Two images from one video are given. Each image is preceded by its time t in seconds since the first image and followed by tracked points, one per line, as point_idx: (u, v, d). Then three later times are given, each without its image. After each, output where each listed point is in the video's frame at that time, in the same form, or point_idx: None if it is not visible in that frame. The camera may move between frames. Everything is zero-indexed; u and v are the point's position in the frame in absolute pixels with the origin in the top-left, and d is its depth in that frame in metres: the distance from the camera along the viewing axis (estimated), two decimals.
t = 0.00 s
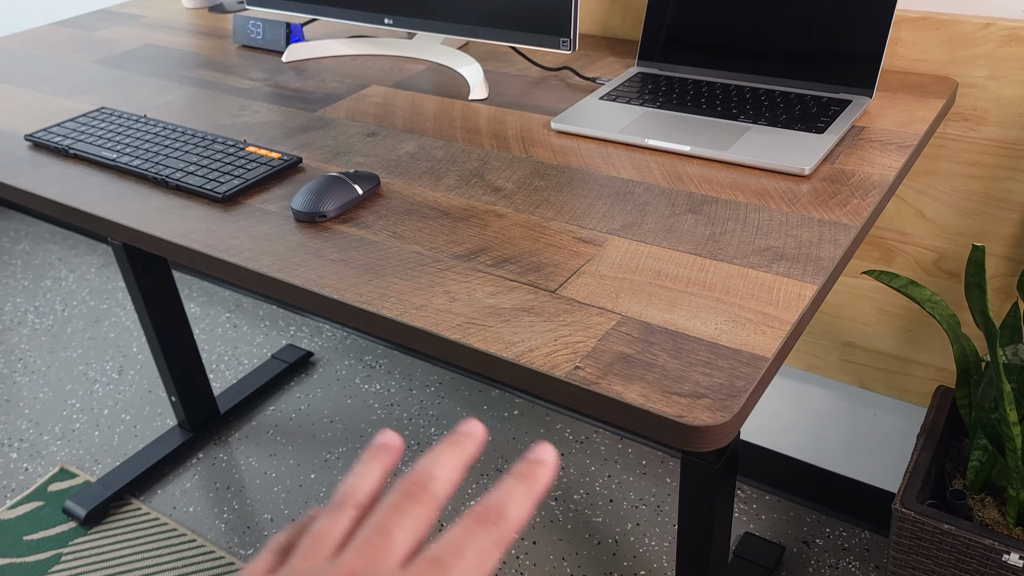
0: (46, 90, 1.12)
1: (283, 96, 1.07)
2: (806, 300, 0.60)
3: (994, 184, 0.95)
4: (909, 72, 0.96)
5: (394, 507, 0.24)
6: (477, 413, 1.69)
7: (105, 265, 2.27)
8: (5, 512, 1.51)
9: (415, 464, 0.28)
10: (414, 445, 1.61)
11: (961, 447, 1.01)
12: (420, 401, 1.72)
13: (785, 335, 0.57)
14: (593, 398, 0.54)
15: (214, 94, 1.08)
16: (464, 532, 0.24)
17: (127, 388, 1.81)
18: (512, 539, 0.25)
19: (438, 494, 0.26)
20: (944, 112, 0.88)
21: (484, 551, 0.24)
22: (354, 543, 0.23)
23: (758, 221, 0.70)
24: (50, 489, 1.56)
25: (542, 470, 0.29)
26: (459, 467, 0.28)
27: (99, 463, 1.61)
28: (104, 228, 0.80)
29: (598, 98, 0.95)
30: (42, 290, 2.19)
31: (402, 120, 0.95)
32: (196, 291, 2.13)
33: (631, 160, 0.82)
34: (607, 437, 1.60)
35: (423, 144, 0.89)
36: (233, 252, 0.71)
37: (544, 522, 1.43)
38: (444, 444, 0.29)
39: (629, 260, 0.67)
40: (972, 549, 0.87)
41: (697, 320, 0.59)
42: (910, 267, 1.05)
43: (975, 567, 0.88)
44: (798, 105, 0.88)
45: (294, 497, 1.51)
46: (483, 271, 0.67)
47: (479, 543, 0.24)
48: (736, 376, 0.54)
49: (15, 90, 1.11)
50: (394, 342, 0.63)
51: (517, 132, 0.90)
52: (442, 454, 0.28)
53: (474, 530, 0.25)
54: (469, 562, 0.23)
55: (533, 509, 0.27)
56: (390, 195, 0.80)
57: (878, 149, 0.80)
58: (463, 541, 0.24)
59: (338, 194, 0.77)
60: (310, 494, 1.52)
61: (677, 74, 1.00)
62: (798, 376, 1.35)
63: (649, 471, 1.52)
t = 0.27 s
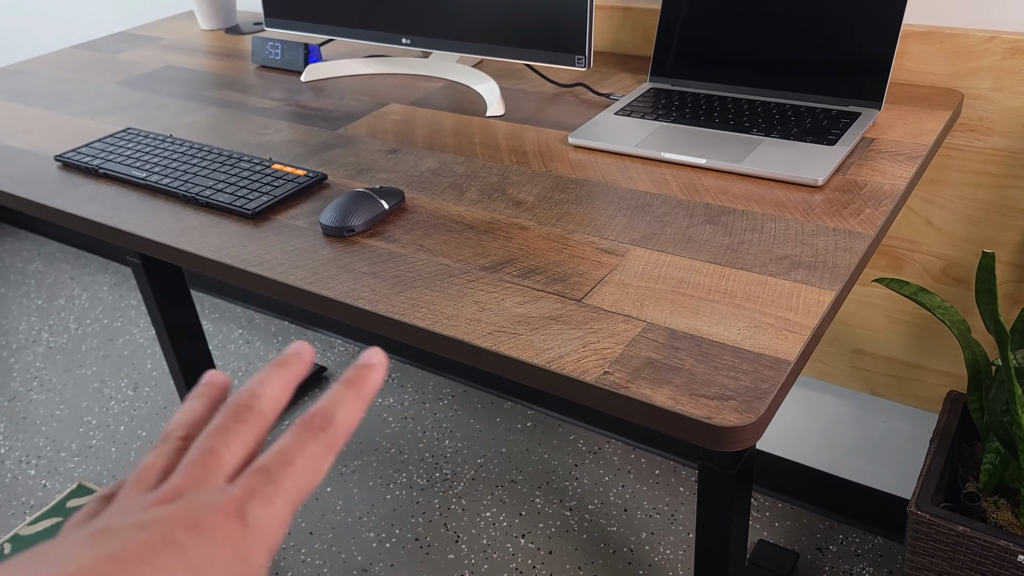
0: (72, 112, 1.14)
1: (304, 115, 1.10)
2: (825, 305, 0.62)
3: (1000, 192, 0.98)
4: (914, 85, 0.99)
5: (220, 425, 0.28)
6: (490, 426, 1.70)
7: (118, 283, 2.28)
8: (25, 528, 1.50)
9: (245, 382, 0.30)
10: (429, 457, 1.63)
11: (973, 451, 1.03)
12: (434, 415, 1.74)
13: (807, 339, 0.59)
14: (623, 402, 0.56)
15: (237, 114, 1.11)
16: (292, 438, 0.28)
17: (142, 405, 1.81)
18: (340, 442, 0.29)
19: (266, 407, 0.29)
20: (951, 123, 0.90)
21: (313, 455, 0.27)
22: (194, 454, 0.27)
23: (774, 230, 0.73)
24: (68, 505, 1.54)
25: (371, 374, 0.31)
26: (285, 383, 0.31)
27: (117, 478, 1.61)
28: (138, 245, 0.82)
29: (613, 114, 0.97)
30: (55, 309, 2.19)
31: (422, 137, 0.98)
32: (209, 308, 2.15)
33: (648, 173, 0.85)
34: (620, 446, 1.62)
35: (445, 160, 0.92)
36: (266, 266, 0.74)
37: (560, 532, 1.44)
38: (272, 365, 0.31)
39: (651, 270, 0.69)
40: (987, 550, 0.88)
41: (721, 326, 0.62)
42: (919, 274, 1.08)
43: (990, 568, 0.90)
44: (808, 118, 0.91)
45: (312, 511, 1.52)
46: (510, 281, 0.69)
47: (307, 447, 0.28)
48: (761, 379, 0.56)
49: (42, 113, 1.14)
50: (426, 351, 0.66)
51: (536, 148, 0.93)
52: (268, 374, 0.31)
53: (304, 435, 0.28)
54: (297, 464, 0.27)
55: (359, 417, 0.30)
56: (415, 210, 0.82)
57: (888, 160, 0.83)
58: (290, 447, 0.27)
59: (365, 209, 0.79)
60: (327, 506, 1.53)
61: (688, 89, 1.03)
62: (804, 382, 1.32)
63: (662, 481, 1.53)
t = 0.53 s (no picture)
0: (97, 128, 1.17)
1: (323, 130, 1.13)
2: (837, 307, 0.65)
3: (1001, 202, 1.01)
4: (916, 98, 1.03)
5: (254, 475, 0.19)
6: (501, 436, 1.68)
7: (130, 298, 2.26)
8: (41, 539, 1.50)
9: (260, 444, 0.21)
10: (439, 467, 1.61)
11: (978, 454, 1.05)
12: (443, 425, 1.72)
13: (821, 340, 0.62)
14: (646, 399, 0.59)
15: (258, 129, 1.14)
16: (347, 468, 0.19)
17: (155, 417, 1.80)
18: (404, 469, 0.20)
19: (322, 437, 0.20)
20: (953, 136, 0.94)
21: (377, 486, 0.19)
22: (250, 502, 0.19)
23: (786, 238, 0.76)
24: (83, 516, 1.55)
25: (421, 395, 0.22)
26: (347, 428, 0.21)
27: (131, 489, 1.61)
28: (169, 256, 0.85)
29: (625, 127, 1.01)
30: (67, 323, 2.17)
31: (440, 151, 1.02)
32: (218, 321, 2.14)
33: (662, 184, 0.88)
34: (628, 456, 1.61)
35: (464, 172, 0.95)
36: (297, 274, 0.77)
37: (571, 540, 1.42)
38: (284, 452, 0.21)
39: (669, 275, 0.72)
40: (993, 550, 0.91)
41: (737, 327, 0.64)
42: (923, 283, 1.10)
43: (997, 567, 0.92)
44: (815, 130, 0.94)
45: (324, 520, 1.51)
46: (533, 287, 0.72)
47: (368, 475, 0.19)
48: (778, 377, 0.59)
49: (68, 129, 1.17)
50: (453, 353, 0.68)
51: (552, 160, 0.96)
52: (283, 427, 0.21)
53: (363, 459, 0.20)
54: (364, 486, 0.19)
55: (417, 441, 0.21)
56: (437, 220, 0.85)
57: (893, 170, 0.86)
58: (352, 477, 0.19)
59: (390, 219, 0.82)
60: (338, 515, 1.51)
61: (697, 103, 1.07)
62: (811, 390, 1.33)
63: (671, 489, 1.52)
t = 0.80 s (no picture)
0: (111, 144, 1.20)
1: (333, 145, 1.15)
2: (838, 317, 0.67)
3: (995, 217, 1.03)
4: (912, 115, 1.05)
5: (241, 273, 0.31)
6: (503, 448, 1.69)
7: (134, 312, 2.28)
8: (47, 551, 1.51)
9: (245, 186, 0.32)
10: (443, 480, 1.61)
11: (976, 463, 1.07)
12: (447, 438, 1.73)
13: (823, 348, 0.64)
14: (655, 405, 0.60)
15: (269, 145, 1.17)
16: (296, 239, 0.30)
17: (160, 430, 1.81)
18: (346, 231, 0.31)
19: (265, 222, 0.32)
20: (948, 152, 0.96)
21: (319, 250, 0.30)
22: (221, 282, 0.31)
23: (787, 250, 0.78)
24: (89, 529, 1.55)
25: (361, 151, 0.33)
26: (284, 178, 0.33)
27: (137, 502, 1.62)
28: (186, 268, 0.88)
29: (629, 143, 1.03)
30: (71, 337, 2.19)
31: (449, 166, 1.04)
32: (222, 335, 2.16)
33: (666, 198, 0.91)
34: (630, 468, 1.62)
35: (472, 187, 0.98)
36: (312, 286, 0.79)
37: (574, 551, 1.43)
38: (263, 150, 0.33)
39: (674, 286, 0.74)
40: (992, 556, 0.93)
41: (742, 336, 0.66)
42: (920, 295, 1.13)
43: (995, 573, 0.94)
44: (814, 146, 0.97)
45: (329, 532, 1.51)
46: (542, 297, 0.74)
47: (313, 244, 0.30)
48: (782, 384, 0.61)
49: (83, 146, 1.20)
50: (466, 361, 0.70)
51: (558, 175, 0.99)
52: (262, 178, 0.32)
53: (308, 234, 0.31)
54: (314, 273, 0.30)
55: (357, 205, 0.32)
56: (447, 233, 0.87)
57: (890, 185, 0.88)
58: (295, 251, 0.30)
59: (402, 232, 0.84)
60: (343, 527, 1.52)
61: (699, 120, 1.10)
62: (811, 401, 1.35)
63: (673, 500, 1.53)
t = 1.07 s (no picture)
0: (112, 157, 1.21)
1: (331, 159, 1.16)
2: (831, 325, 0.68)
3: (987, 228, 1.05)
4: (904, 128, 1.07)
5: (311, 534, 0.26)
6: (500, 461, 1.69)
7: (131, 326, 2.28)
8: (43, 565, 1.50)
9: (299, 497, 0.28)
10: (441, 492, 1.61)
11: (972, 473, 1.08)
12: (444, 450, 1.73)
13: (817, 356, 0.65)
14: (651, 413, 0.61)
15: (268, 158, 1.18)
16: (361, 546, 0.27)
17: (157, 443, 1.81)
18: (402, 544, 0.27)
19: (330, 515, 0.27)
20: (940, 164, 0.98)
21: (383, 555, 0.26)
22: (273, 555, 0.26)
23: (781, 260, 0.79)
24: (86, 542, 1.55)
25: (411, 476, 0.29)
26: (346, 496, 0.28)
27: (133, 515, 1.61)
28: (186, 280, 0.88)
29: (625, 156, 1.05)
30: (69, 350, 2.19)
31: (446, 179, 1.05)
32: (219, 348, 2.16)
33: (661, 209, 0.92)
34: (627, 480, 1.62)
35: (470, 200, 0.99)
36: (311, 297, 0.79)
37: (572, 563, 1.43)
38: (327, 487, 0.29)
39: (670, 296, 0.75)
40: (988, 565, 0.93)
41: (736, 344, 0.67)
42: (914, 306, 1.14)
43: None
44: (808, 158, 0.98)
45: (326, 545, 1.51)
46: (539, 307, 0.75)
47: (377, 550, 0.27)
48: (776, 391, 0.61)
49: (83, 159, 1.20)
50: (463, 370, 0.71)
51: (555, 187, 1.00)
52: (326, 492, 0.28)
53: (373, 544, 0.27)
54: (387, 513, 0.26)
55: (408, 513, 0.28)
56: (445, 245, 0.88)
57: (883, 196, 0.89)
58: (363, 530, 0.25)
59: (400, 244, 0.85)
60: (341, 540, 1.51)
61: (694, 133, 1.11)
62: (807, 412, 1.35)
63: (670, 512, 1.53)
